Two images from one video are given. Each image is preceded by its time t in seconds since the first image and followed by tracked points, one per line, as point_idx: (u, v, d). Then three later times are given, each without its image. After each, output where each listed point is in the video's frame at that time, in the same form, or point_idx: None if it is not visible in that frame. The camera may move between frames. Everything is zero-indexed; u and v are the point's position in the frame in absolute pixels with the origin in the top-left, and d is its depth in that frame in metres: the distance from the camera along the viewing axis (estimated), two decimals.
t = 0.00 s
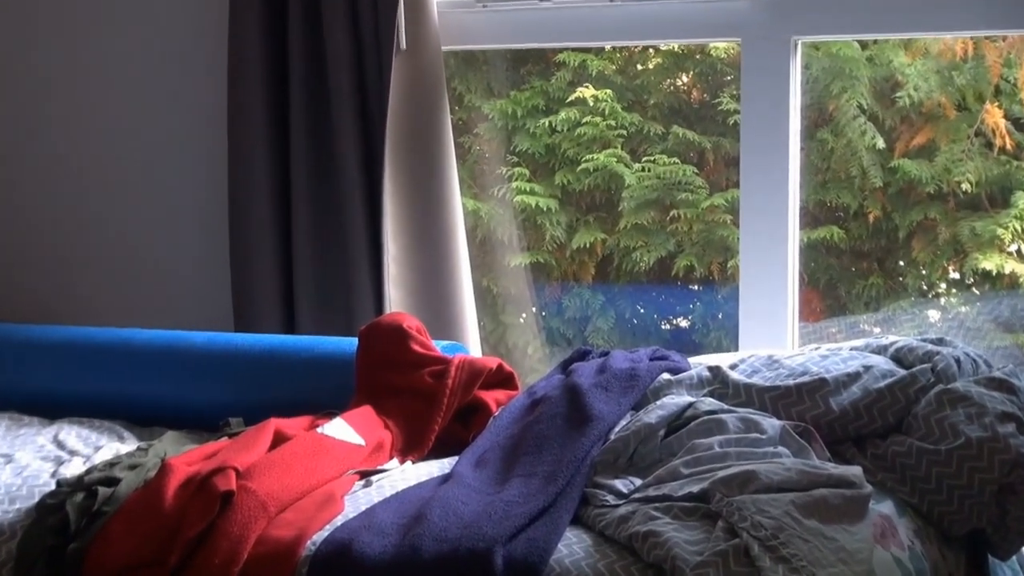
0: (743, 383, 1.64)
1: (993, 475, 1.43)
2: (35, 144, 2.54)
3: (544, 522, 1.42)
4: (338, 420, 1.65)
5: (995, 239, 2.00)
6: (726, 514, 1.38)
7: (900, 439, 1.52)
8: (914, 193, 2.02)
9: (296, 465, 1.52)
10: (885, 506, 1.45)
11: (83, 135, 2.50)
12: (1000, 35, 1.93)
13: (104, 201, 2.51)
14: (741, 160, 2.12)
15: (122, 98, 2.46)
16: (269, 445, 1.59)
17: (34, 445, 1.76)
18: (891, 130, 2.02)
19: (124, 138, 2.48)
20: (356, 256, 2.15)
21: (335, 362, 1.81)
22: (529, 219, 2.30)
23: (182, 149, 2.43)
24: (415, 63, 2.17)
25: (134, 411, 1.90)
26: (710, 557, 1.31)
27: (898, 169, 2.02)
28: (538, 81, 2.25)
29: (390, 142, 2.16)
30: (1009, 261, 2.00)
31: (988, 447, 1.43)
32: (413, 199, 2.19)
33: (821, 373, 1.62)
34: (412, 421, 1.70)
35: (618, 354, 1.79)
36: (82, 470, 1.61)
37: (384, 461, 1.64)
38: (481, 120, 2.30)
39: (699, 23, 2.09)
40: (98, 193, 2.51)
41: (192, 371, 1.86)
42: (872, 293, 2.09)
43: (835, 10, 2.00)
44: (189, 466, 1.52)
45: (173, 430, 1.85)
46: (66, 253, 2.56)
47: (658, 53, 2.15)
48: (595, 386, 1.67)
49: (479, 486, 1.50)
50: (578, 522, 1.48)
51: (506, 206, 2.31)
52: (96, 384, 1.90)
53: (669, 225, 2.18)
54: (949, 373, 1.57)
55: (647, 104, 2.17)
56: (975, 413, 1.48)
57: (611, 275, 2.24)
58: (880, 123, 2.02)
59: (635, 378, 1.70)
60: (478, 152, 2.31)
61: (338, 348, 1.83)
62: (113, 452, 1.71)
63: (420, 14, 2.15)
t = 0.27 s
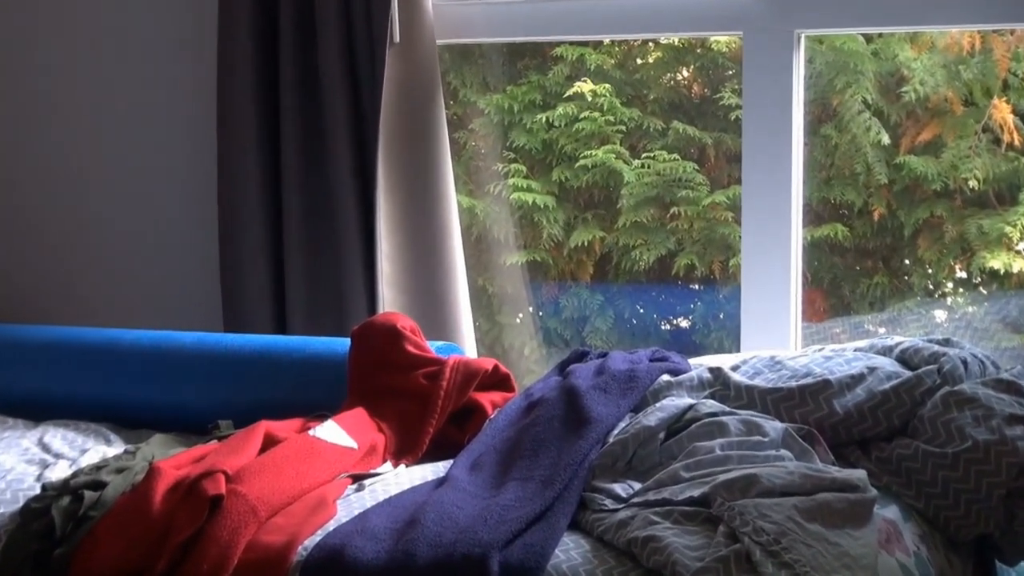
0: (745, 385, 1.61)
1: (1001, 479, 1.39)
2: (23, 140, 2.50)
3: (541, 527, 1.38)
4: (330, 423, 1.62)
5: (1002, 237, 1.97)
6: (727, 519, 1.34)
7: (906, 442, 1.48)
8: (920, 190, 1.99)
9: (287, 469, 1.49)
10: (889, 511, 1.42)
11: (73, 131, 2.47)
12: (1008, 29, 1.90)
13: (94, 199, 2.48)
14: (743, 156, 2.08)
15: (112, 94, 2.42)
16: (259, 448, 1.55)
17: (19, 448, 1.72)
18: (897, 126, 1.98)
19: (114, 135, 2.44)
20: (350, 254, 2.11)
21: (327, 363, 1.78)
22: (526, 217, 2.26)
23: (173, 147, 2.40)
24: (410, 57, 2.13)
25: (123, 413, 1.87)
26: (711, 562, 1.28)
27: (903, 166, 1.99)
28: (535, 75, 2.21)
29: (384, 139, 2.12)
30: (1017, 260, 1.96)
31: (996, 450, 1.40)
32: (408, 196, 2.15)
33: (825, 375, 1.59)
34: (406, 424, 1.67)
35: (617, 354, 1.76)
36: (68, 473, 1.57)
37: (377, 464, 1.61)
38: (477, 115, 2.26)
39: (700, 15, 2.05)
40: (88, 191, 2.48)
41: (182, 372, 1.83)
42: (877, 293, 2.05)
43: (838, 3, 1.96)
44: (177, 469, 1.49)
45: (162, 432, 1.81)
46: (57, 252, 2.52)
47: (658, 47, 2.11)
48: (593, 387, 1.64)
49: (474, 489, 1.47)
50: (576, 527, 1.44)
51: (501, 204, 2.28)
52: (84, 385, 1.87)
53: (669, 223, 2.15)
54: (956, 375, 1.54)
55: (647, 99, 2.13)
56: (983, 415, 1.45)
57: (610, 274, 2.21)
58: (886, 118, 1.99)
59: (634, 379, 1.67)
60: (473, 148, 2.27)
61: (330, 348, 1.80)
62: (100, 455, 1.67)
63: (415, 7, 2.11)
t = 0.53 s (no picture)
0: (750, 387, 1.57)
1: (1013, 483, 1.35)
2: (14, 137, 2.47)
3: (541, 532, 1.35)
4: (325, 425, 1.58)
5: (1013, 234, 1.93)
6: (731, 523, 1.31)
7: (914, 444, 1.45)
8: (929, 186, 1.95)
9: (281, 472, 1.45)
10: (898, 516, 1.38)
11: (64, 128, 2.43)
12: (1018, 22, 1.86)
13: (86, 196, 2.44)
14: (747, 152, 2.05)
15: (104, 90, 2.39)
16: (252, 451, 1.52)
17: (6, 451, 1.68)
18: (905, 121, 1.94)
19: (106, 131, 2.40)
20: (346, 252, 2.08)
21: (322, 364, 1.74)
22: (526, 214, 2.23)
23: (165, 143, 2.36)
24: (407, 51, 2.09)
25: (114, 416, 1.83)
26: (716, 568, 1.24)
27: (911, 162, 1.95)
28: (535, 69, 2.17)
29: (380, 135, 2.09)
30: None
31: (1008, 454, 1.36)
32: (405, 193, 2.12)
33: (832, 376, 1.55)
34: (403, 426, 1.63)
35: (618, 355, 1.72)
36: (57, 477, 1.54)
37: (374, 467, 1.57)
38: (475, 110, 2.23)
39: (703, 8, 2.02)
40: (80, 189, 2.44)
41: (174, 373, 1.79)
42: (885, 292, 2.02)
43: None
44: (168, 473, 1.45)
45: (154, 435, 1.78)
46: (49, 251, 2.48)
47: (660, 40, 2.08)
48: (594, 389, 1.60)
49: (473, 493, 1.43)
50: (577, 531, 1.41)
51: (500, 200, 2.24)
52: (74, 387, 1.83)
53: (672, 220, 2.12)
54: (966, 375, 1.50)
55: (649, 93, 2.10)
56: (994, 417, 1.41)
57: (611, 273, 2.17)
58: (894, 113, 1.95)
59: (637, 380, 1.63)
60: (471, 143, 2.24)
61: (326, 349, 1.76)
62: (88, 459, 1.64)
63: None
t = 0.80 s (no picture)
0: (756, 388, 1.54)
1: None
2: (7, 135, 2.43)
3: (542, 538, 1.31)
4: (321, 428, 1.55)
5: None
6: (737, 529, 1.28)
7: (924, 447, 1.41)
8: (940, 183, 1.92)
9: (275, 476, 1.42)
10: (907, 521, 1.34)
11: (57, 125, 2.39)
12: None
13: (80, 195, 2.40)
14: (752, 148, 2.01)
15: (97, 86, 2.35)
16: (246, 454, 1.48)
17: None
18: (915, 116, 1.91)
19: (99, 128, 2.37)
20: (343, 251, 2.04)
21: (318, 365, 1.71)
22: (527, 212, 2.19)
23: (159, 141, 2.33)
24: (405, 45, 2.06)
25: (106, 418, 1.80)
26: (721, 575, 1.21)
27: (921, 158, 1.92)
28: (536, 62, 2.14)
29: (375, 131, 2.05)
30: None
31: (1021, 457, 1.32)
32: (403, 190, 2.08)
33: (840, 377, 1.52)
34: (400, 429, 1.60)
35: (620, 356, 1.69)
36: (45, 482, 1.50)
37: (370, 471, 1.53)
38: (474, 105, 2.19)
39: None
40: (74, 188, 2.40)
41: (167, 375, 1.76)
42: (895, 291, 1.98)
43: None
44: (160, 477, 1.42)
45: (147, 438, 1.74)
46: (43, 251, 2.45)
47: (664, 33, 2.04)
48: (596, 391, 1.57)
49: (472, 498, 1.40)
50: (579, 537, 1.37)
51: (500, 197, 2.21)
52: (65, 388, 1.80)
53: (676, 218, 2.08)
54: (977, 376, 1.47)
55: (653, 88, 2.06)
56: (1008, 418, 1.37)
57: (614, 272, 2.14)
58: (903, 108, 1.91)
59: (640, 382, 1.59)
60: (470, 139, 2.21)
61: (321, 350, 1.73)
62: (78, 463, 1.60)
63: None
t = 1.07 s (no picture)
0: (762, 390, 1.50)
1: None
2: None
3: (543, 544, 1.28)
4: (317, 431, 1.51)
5: None
6: (743, 534, 1.24)
7: (935, 451, 1.38)
8: (951, 179, 1.88)
9: (269, 481, 1.38)
10: (918, 526, 1.31)
11: (51, 121, 2.36)
12: None
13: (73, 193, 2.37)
14: (759, 144, 1.97)
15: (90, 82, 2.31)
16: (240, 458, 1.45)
17: None
18: (926, 111, 1.87)
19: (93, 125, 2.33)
20: (340, 249, 2.01)
21: (314, 367, 1.68)
22: (528, 209, 2.16)
23: (154, 138, 2.29)
24: (403, 40, 2.03)
25: (98, 421, 1.76)
26: None
27: (932, 154, 1.88)
28: (537, 56, 2.10)
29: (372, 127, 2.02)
30: None
31: None
32: (401, 188, 2.05)
33: (849, 379, 1.48)
34: (398, 433, 1.56)
35: (623, 357, 1.65)
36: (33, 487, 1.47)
37: (367, 475, 1.50)
38: (473, 99, 2.16)
39: None
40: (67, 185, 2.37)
41: (161, 377, 1.73)
42: (905, 291, 1.94)
43: None
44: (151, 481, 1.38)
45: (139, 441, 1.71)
46: (37, 251, 2.41)
47: (669, 26, 2.01)
48: (598, 393, 1.53)
49: (472, 503, 1.36)
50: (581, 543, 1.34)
51: (500, 194, 2.17)
52: (56, 390, 1.76)
53: (680, 216, 2.05)
54: (990, 378, 1.43)
55: (657, 82, 2.02)
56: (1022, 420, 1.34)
57: (618, 271, 2.10)
58: (914, 103, 1.88)
59: (643, 383, 1.56)
60: (470, 135, 2.17)
61: (317, 351, 1.69)
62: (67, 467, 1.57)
63: None
